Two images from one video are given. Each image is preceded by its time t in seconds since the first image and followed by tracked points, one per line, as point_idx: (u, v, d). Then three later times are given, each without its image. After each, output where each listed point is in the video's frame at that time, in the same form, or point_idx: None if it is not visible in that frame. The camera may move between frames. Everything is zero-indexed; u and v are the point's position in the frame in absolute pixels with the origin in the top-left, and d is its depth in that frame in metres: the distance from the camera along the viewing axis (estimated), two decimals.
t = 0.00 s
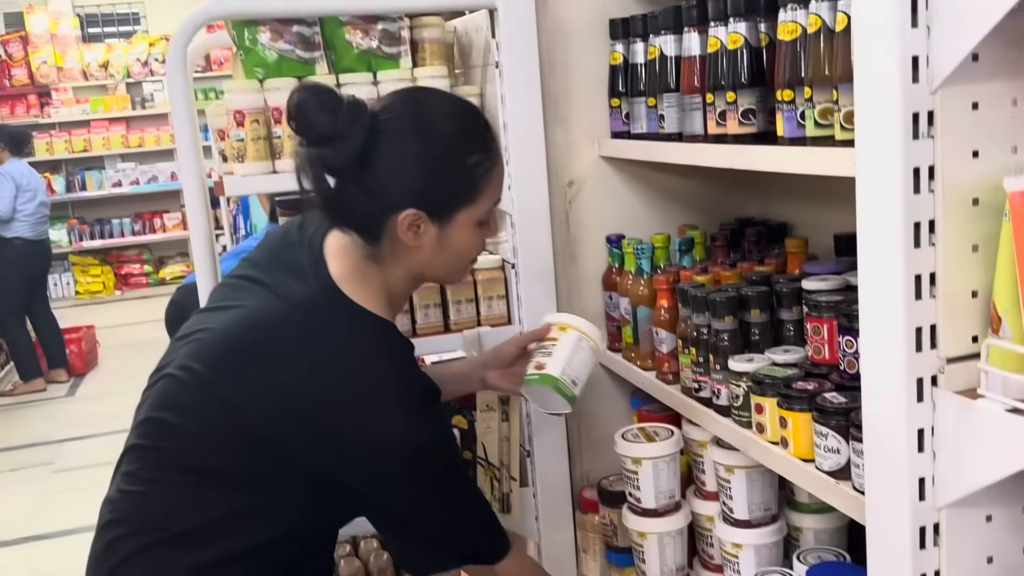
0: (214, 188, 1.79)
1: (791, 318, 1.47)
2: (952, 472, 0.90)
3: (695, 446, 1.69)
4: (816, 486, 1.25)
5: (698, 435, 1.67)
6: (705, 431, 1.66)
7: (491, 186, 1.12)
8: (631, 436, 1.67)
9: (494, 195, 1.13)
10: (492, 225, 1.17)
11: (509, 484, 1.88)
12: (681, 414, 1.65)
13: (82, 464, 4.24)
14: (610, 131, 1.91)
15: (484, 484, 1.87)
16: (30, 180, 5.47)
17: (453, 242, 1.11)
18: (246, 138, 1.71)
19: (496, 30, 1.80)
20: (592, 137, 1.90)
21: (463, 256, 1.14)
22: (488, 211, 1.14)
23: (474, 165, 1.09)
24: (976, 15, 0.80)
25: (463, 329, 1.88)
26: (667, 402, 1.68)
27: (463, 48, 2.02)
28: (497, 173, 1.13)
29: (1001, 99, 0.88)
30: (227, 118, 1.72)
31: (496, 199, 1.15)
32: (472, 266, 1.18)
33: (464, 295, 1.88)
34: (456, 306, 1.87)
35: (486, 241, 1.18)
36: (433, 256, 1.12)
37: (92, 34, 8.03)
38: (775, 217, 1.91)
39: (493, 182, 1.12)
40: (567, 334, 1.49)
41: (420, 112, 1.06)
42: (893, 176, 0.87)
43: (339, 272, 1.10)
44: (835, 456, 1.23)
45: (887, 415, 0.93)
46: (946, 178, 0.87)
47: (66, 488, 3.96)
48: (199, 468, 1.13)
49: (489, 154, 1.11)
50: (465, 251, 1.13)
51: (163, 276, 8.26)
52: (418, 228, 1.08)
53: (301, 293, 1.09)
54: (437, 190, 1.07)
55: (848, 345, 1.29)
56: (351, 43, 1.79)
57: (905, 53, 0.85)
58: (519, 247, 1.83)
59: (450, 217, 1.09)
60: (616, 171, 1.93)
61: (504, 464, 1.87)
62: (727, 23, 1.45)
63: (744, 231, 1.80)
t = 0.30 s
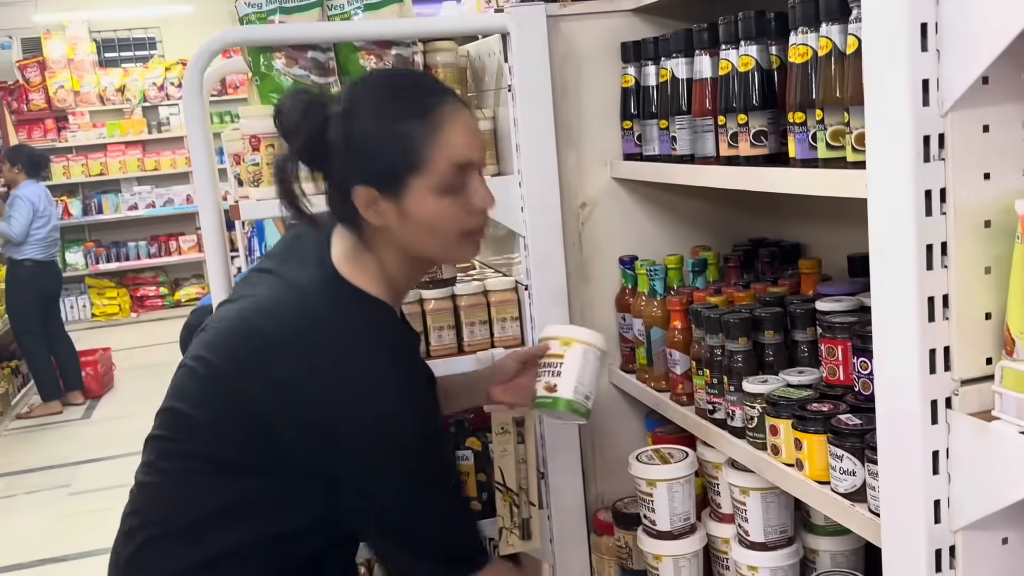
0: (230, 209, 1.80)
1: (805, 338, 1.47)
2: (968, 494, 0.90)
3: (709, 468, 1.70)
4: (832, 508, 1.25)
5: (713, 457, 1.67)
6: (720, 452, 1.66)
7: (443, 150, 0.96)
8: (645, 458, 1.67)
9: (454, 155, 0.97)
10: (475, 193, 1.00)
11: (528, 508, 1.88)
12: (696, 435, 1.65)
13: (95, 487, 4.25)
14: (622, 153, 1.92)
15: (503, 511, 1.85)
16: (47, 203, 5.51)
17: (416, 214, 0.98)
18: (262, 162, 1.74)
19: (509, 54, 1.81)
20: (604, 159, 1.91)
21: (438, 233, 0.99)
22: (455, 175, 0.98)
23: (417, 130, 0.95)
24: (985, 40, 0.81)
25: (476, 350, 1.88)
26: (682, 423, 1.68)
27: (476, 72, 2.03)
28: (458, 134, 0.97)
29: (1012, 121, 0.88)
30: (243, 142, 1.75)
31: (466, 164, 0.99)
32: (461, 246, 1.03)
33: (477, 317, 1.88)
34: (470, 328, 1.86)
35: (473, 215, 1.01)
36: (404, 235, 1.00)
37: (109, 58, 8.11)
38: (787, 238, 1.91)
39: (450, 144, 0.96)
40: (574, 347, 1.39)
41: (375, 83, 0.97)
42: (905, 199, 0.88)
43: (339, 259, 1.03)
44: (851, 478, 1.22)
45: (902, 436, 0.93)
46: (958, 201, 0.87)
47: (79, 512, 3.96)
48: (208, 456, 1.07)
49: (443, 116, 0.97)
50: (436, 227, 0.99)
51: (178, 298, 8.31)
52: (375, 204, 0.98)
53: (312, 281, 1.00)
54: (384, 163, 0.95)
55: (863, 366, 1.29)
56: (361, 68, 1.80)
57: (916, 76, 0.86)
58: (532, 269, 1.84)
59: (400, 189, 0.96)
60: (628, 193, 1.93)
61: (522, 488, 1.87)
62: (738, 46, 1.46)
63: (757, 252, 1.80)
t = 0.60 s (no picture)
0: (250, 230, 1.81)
1: (825, 358, 1.46)
2: (991, 514, 0.89)
3: (729, 489, 1.69)
4: (853, 529, 1.24)
5: (733, 478, 1.66)
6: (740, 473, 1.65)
7: (324, 33, 0.94)
8: (664, 479, 1.66)
9: (352, 34, 0.94)
10: (375, 78, 0.95)
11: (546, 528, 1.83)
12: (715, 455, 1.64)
13: (115, 509, 4.27)
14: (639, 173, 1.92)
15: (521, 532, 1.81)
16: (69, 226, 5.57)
17: (320, 99, 0.95)
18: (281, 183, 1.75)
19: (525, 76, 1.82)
20: (621, 179, 1.92)
21: (339, 123, 0.95)
22: (345, 58, 0.94)
23: (293, 17, 0.95)
24: (1001, 59, 0.81)
25: (494, 371, 1.88)
26: (701, 443, 1.67)
27: (494, 94, 2.05)
28: (341, 14, 0.94)
29: None
30: (263, 165, 1.76)
31: (351, 47, 0.94)
32: (372, 137, 0.96)
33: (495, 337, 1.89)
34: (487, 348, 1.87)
35: (375, 102, 0.95)
36: (315, 128, 0.97)
37: (131, 83, 8.20)
38: (805, 258, 1.91)
39: (327, 25, 0.94)
40: (513, 414, 1.26)
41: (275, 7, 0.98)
42: (924, 219, 0.88)
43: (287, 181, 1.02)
44: (872, 499, 1.21)
45: (924, 456, 0.92)
46: (977, 219, 0.87)
47: (99, 534, 3.97)
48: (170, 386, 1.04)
49: None
50: (336, 115, 0.95)
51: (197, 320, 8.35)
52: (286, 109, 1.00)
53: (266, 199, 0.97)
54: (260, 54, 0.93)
55: (883, 386, 1.28)
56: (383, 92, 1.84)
57: (934, 95, 0.86)
58: (550, 290, 1.84)
59: (295, 80, 0.96)
60: (645, 213, 1.93)
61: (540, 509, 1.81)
62: (754, 66, 1.46)
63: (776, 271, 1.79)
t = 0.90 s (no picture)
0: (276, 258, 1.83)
1: (851, 385, 1.45)
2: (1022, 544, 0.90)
3: (755, 516, 1.68)
4: (882, 558, 1.22)
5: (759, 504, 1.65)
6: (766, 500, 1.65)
7: (303, 35, 1.03)
8: (689, 505, 1.65)
9: (324, 34, 1.02)
10: (347, 77, 1.01)
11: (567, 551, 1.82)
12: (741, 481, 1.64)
13: (141, 530, 4.29)
14: (662, 198, 1.92)
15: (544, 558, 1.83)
16: (95, 249, 5.63)
17: (296, 99, 1.04)
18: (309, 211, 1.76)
19: (548, 102, 1.83)
20: (643, 204, 1.92)
21: (317, 119, 1.02)
22: (316, 57, 1.02)
23: (282, 22, 1.05)
24: None
25: (517, 397, 1.88)
26: (726, 469, 1.66)
27: (516, 120, 2.06)
28: (318, 15, 1.02)
29: None
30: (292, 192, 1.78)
31: (325, 47, 1.02)
32: (345, 133, 1.02)
33: (519, 362, 1.89)
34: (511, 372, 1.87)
35: (345, 99, 1.00)
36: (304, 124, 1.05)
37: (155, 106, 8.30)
38: (829, 282, 1.90)
39: (306, 29, 1.02)
40: (485, 455, 1.12)
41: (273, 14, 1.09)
42: (953, 250, 0.89)
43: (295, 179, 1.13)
44: (902, 528, 1.20)
45: (955, 486, 0.93)
46: (1005, 249, 0.89)
47: (123, 556, 3.98)
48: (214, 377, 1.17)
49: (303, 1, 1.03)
50: (313, 111, 1.02)
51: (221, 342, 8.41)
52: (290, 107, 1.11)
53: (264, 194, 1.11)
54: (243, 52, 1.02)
55: (911, 413, 1.27)
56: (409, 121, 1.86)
57: (961, 126, 0.87)
58: (573, 314, 1.83)
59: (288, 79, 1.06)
60: (668, 237, 1.93)
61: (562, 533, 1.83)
62: (778, 92, 1.46)
63: (800, 295, 1.79)
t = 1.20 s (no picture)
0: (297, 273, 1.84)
1: (874, 401, 1.44)
2: None
3: (778, 532, 1.68)
4: None
5: (781, 520, 1.66)
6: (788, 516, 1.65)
7: (299, 44, 1.03)
8: (711, 521, 1.64)
9: (323, 49, 1.02)
10: (342, 93, 1.02)
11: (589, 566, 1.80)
12: (762, 497, 1.62)
13: (161, 541, 4.30)
14: (681, 211, 1.92)
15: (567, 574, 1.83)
16: (114, 261, 5.67)
17: (285, 108, 1.04)
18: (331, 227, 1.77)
19: (567, 116, 1.83)
20: (662, 218, 1.91)
21: (305, 130, 1.03)
22: (312, 70, 1.02)
23: (278, 28, 1.05)
24: None
25: (536, 411, 1.87)
26: (748, 485, 1.65)
27: (534, 134, 2.06)
28: (317, 27, 1.03)
29: None
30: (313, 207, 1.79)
31: (323, 61, 1.02)
32: (333, 148, 1.03)
33: (538, 376, 1.89)
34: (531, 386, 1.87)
35: (338, 115, 1.01)
36: (285, 130, 1.06)
37: (173, 119, 8.35)
38: (850, 295, 1.89)
39: (303, 41, 1.03)
40: (440, 466, 1.01)
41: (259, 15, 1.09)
42: (980, 266, 0.89)
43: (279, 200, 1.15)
44: (927, 546, 1.19)
45: (984, 505, 0.92)
46: None
47: (141, 569, 3.97)
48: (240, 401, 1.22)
49: (305, 12, 1.04)
50: (302, 123, 1.02)
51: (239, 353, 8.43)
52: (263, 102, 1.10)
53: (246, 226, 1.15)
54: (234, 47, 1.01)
55: (936, 429, 1.26)
56: (428, 135, 1.87)
57: (987, 142, 0.87)
58: (592, 328, 1.83)
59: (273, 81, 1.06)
60: (687, 251, 1.93)
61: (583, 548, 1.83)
62: (798, 106, 1.46)
63: (821, 308, 1.78)
